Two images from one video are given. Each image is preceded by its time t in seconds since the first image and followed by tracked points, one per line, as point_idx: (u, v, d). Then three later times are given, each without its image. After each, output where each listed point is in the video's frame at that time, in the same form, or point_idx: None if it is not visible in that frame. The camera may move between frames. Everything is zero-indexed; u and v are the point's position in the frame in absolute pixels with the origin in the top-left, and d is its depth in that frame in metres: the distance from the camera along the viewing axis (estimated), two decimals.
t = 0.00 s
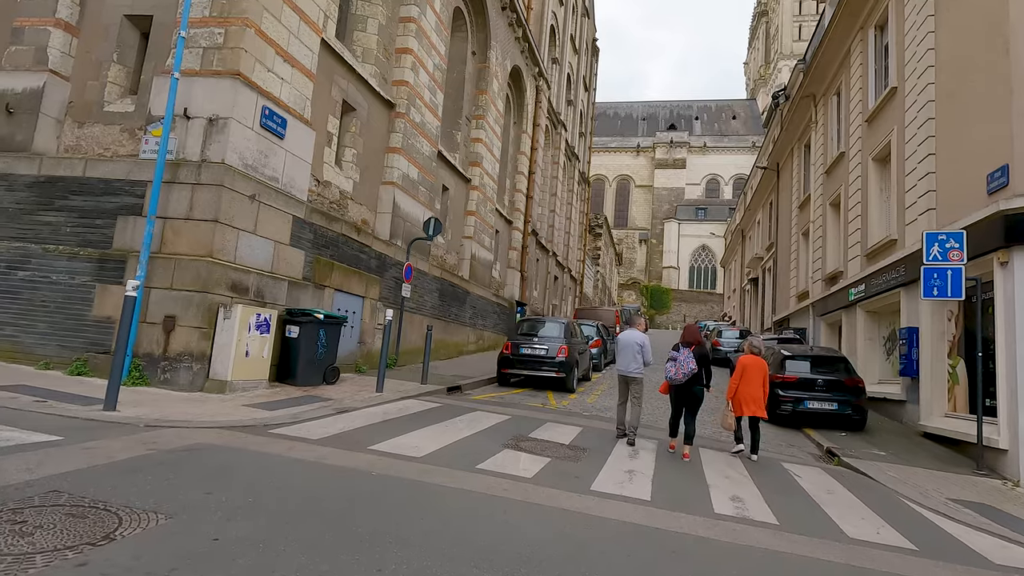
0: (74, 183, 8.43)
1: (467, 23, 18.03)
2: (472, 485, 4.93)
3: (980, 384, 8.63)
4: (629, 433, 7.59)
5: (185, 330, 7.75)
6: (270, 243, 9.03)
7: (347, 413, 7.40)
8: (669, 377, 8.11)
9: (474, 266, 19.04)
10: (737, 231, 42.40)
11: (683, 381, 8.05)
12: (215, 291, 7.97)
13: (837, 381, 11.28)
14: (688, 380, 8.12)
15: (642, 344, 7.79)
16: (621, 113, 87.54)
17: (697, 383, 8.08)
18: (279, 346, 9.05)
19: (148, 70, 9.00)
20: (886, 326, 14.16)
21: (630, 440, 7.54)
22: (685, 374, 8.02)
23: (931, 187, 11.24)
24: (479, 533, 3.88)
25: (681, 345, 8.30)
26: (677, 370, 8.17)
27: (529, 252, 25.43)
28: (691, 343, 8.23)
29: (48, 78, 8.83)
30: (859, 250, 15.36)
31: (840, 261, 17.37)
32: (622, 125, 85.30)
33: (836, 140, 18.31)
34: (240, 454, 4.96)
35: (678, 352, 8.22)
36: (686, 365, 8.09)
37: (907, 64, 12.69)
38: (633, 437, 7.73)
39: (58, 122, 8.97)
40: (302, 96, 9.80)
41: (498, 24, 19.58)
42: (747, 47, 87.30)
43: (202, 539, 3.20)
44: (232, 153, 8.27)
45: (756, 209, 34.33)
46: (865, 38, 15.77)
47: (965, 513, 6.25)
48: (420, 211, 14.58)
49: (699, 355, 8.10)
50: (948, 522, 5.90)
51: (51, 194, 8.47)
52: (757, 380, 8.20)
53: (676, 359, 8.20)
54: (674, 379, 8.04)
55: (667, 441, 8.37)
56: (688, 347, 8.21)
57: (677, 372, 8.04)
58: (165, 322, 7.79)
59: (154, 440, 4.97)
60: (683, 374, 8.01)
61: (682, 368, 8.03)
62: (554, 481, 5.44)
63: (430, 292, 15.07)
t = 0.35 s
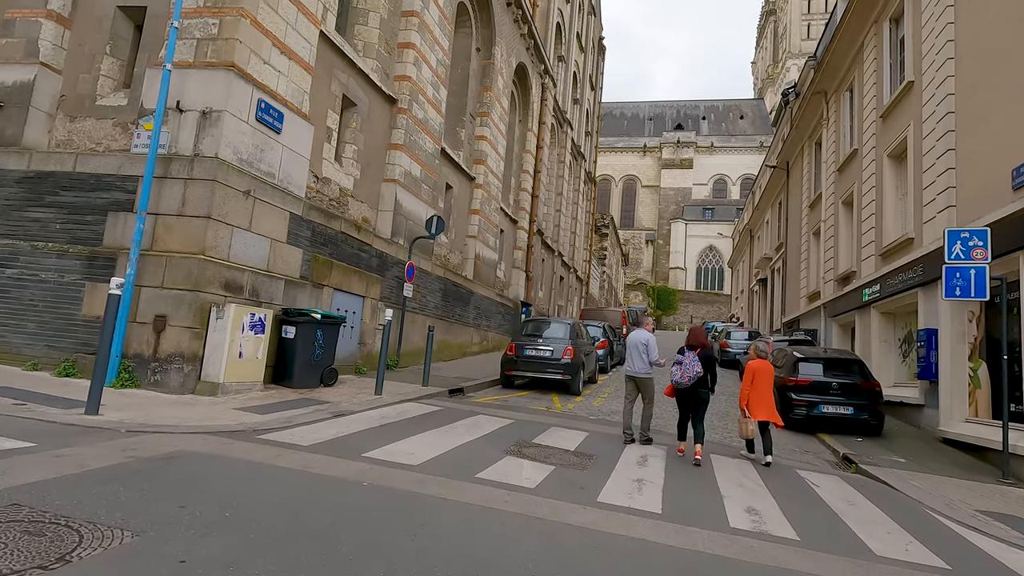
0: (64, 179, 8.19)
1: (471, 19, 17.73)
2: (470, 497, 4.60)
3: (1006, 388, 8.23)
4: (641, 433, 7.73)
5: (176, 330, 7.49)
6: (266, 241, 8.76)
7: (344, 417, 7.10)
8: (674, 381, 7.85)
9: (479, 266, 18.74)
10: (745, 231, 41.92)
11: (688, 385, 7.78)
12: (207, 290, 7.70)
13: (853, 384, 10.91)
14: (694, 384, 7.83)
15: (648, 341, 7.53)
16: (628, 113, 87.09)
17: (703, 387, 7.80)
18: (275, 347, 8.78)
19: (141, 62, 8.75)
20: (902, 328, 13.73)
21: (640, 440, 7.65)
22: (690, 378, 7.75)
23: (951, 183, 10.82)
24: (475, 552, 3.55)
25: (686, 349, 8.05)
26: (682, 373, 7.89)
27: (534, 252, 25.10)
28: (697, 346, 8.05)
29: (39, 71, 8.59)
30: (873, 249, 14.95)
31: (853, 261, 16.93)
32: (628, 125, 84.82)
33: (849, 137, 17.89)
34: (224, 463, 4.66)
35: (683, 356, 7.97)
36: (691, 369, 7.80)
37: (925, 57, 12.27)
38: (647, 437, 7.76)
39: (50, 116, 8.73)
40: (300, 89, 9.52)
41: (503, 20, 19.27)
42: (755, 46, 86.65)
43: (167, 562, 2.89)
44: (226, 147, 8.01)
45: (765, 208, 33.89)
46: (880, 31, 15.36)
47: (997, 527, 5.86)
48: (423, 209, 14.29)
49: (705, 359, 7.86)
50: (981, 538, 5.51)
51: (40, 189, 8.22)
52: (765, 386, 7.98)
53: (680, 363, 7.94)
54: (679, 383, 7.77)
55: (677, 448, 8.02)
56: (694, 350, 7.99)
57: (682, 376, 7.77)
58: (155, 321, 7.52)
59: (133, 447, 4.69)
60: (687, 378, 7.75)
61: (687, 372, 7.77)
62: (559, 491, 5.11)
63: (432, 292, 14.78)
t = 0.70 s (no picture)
0: (58, 175, 7.97)
1: (478, 15, 17.47)
2: (474, 510, 4.30)
3: None
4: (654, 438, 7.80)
5: (171, 331, 7.24)
6: (265, 239, 8.51)
7: (343, 421, 6.82)
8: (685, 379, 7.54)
9: (485, 266, 18.47)
10: (755, 232, 41.45)
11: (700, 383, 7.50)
12: (204, 289, 7.45)
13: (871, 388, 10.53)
14: (706, 382, 7.56)
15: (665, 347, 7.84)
16: (635, 113, 86.62)
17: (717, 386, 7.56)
18: (274, 349, 8.52)
19: (138, 56, 8.53)
20: (921, 330, 13.32)
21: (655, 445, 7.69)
22: (703, 377, 7.46)
23: (975, 180, 10.43)
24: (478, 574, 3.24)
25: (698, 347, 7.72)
26: (694, 372, 7.55)
27: (541, 252, 24.80)
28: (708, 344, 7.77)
29: (34, 64, 8.37)
30: (891, 249, 14.55)
31: (869, 262, 16.52)
32: (636, 125, 84.38)
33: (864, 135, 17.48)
34: (212, 472, 4.38)
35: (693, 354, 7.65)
36: (703, 368, 7.46)
37: (947, 50, 11.88)
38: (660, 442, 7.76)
39: (45, 111, 8.53)
40: (301, 83, 9.27)
41: (510, 17, 19.00)
42: (764, 46, 86.01)
43: None
44: (224, 142, 7.76)
45: (775, 209, 33.45)
46: (897, 26, 14.96)
47: None
48: (428, 208, 14.02)
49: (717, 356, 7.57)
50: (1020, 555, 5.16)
51: (35, 186, 8.01)
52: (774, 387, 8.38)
53: (691, 361, 7.61)
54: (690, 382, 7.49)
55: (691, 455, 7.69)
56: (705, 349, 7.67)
57: (694, 374, 7.46)
58: (150, 321, 7.27)
59: (116, 455, 4.42)
60: (700, 376, 7.46)
61: (699, 370, 7.47)
62: (569, 504, 4.80)
63: (438, 293, 14.51)
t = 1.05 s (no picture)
0: (53, 168, 7.72)
1: (488, 11, 17.14)
2: (481, 528, 3.93)
3: None
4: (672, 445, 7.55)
5: (167, 330, 6.95)
6: (266, 236, 8.20)
7: (345, 427, 6.48)
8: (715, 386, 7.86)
9: (494, 266, 18.12)
10: (767, 233, 40.82)
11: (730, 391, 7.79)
12: (201, 287, 7.15)
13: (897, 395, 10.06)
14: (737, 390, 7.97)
15: (681, 347, 7.44)
16: (645, 114, 85.98)
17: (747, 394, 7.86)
18: (275, 349, 8.21)
19: (137, 46, 8.28)
20: (946, 334, 12.81)
21: (672, 452, 7.46)
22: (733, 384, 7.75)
23: (1008, 177, 9.95)
24: None
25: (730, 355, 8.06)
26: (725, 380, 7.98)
27: (551, 253, 24.42)
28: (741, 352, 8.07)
29: (30, 55, 8.11)
30: (914, 250, 14.03)
31: (890, 263, 15.99)
32: (646, 126, 83.77)
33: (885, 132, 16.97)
34: (197, 483, 4.04)
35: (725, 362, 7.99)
36: (734, 376, 7.88)
37: (976, 42, 11.40)
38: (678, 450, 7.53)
39: (42, 103, 8.28)
40: (305, 75, 8.96)
41: (520, 12, 18.67)
42: (776, 46, 85.16)
43: None
44: (223, 134, 7.46)
45: (789, 209, 32.88)
46: (921, 19, 14.46)
47: None
48: (436, 206, 13.69)
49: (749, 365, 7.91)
50: None
51: (30, 180, 7.77)
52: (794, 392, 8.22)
53: (723, 369, 7.95)
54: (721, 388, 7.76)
55: (710, 464, 7.28)
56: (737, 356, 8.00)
57: (724, 382, 7.83)
58: (145, 321, 6.98)
59: (96, 464, 4.10)
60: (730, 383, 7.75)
61: (730, 378, 7.78)
62: (584, 521, 4.42)
63: (445, 293, 14.18)
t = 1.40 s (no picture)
0: (53, 162, 7.51)
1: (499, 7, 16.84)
2: (491, 549, 3.58)
3: None
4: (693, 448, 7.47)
5: (165, 330, 6.69)
6: (270, 233, 7.94)
7: (348, 432, 6.18)
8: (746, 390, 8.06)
9: (504, 266, 17.80)
10: (781, 236, 40.18)
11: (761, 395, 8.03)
12: (201, 285, 6.89)
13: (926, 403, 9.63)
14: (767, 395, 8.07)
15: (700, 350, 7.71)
16: (656, 115, 85.37)
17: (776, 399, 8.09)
18: (277, 351, 7.94)
19: (140, 38, 8.05)
20: (974, 339, 12.32)
21: (692, 456, 7.40)
22: (765, 389, 7.97)
23: None
24: None
25: (760, 360, 8.25)
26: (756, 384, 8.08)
27: (562, 253, 24.06)
28: (769, 357, 8.26)
29: (31, 46, 7.90)
30: (940, 252, 13.54)
31: (913, 265, 15.49)
32: (657, 127, 83.15)
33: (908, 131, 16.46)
34: (185, 495, 3.74)
35: (756, 366, 8.17)
36: (766, 379, 7.96)
37: (1009, 36, 10.93)
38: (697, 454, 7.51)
39: (43, 96, 8.07)
40: (311, 68, 8.69)
41: (532, 9, 18.35)
42: (789, 47, 84.32)
43: None
44: (225, 127, 7.20)
45: (804, 211, 32.28)
46: (948, 13, 13.98)
47: None
48: (445, 204, 13.39)
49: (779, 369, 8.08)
50: None
51: (28, 174, 7.57)
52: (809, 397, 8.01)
53: (754, 374, 8.13)
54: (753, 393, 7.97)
55: (732, 475, 6.91)
56: (768, 361, 8.18)
57: (756, 386, 7.97)
58: (143, 320, 6.73)
59: (78, 473, 3.81)
60: (762, 388, 7.97)
61: (762, 382, 7.98)
62: (603, 540, 4.06)
63: (454, 293, 13.88)
